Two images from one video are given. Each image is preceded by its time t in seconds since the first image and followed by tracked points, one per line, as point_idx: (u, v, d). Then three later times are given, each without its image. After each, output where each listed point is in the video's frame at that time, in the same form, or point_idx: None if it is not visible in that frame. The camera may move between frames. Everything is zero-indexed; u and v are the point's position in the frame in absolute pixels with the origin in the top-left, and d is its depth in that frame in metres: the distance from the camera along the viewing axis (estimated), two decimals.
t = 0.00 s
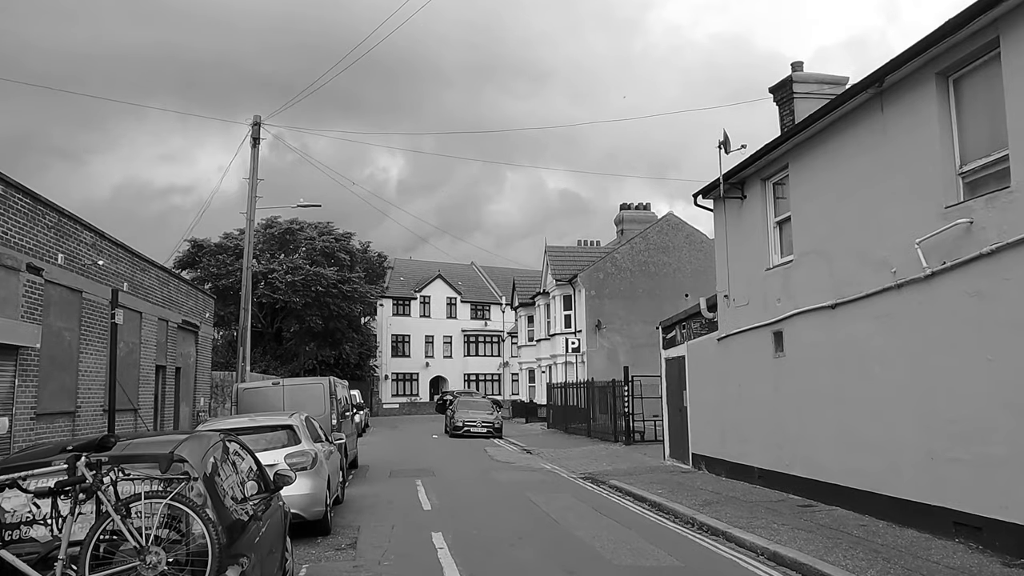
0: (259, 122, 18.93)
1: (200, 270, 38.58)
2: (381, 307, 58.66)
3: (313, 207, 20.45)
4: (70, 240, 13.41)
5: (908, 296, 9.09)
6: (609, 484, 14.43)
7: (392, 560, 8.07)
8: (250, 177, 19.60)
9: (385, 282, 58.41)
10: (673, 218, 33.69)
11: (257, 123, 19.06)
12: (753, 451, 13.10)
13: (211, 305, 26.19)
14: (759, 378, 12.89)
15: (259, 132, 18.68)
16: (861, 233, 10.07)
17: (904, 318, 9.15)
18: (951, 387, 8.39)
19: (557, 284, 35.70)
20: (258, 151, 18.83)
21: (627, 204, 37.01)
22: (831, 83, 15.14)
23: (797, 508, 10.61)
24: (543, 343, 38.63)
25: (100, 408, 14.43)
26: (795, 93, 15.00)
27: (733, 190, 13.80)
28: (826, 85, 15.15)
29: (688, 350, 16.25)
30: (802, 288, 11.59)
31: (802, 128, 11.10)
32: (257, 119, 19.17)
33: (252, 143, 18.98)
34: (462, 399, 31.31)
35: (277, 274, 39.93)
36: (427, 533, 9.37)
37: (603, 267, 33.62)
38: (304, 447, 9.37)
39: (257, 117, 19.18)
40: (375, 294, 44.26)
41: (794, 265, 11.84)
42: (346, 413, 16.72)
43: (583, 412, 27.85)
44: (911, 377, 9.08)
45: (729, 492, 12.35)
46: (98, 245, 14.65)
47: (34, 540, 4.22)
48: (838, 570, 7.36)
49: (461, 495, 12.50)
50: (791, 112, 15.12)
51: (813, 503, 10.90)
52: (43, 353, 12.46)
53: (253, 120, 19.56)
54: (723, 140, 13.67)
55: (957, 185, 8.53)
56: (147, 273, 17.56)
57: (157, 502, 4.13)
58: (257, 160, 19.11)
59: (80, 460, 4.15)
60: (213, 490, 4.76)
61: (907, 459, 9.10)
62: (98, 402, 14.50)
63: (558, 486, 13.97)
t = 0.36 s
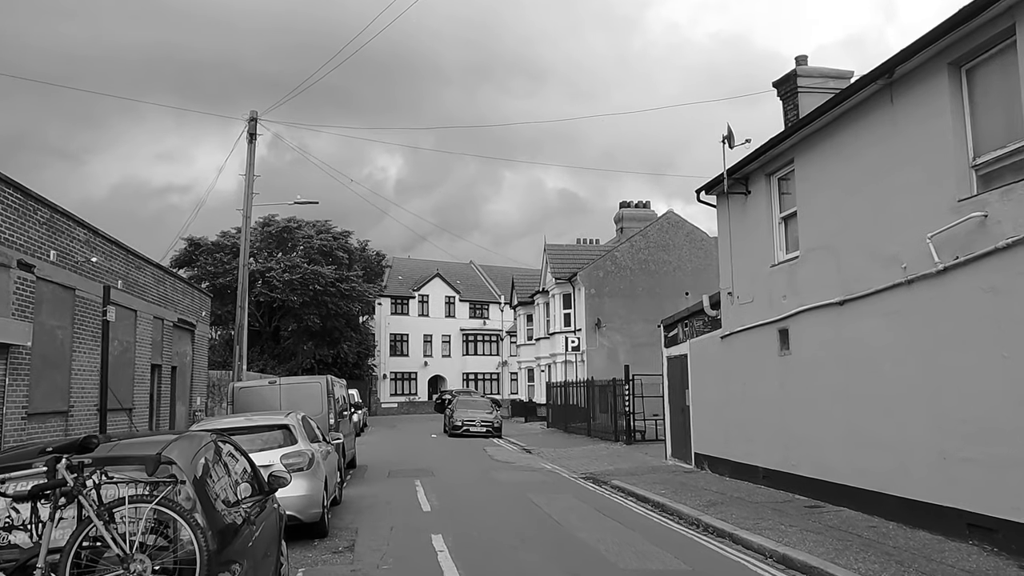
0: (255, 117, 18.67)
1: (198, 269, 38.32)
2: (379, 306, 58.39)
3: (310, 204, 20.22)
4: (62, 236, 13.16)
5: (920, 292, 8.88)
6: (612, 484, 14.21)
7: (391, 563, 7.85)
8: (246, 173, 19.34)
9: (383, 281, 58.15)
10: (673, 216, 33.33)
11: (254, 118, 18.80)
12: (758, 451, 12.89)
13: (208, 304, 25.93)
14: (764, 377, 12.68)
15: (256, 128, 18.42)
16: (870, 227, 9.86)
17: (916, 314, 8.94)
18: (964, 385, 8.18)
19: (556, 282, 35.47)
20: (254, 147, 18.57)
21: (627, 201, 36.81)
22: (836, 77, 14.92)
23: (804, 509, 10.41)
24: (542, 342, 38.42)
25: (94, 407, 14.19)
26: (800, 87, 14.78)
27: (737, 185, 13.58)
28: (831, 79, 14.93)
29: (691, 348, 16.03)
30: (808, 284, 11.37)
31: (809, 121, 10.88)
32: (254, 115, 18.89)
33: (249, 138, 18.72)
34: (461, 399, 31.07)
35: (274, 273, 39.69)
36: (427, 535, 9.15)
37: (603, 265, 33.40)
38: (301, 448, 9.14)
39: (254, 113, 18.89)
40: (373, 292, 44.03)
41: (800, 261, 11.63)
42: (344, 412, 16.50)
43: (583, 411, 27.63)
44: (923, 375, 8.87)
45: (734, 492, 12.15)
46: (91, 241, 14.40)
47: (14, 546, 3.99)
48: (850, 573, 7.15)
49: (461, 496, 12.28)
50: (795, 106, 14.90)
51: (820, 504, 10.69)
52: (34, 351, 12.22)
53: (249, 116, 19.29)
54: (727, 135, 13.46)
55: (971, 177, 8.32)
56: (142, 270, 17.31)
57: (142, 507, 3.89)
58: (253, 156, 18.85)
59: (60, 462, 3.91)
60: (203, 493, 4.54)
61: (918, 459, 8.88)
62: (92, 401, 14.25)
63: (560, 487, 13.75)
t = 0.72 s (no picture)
0: (251, 113, 18.41)
1: (194, 267, 38.04)
2: (377, 305, 58.10)
3: (307, 202, 19.95)
4: (54, 234, 12.90)
5: (932, 290, 8.67)
6: (614, 486, 13.98)
7: (391, 570, 7.61)
8: (242, 170, 19.07)
9: (381, 280, 57.87)
10: (674, 215, 33.29)
11: (250, 115, 18.53)
12: (763, 452, 12.68)
13: (204, 302, 25.63)
14: (769, 377, 12.47)
15: (252, 124, 18.15)
16: (880, 225, 9.65)
17: (929, 314, 8.73)
18: (979, 386, 7.98)
19: (555, 281, 35.23)
20: (250, 143, 18.31)
21: (626, 200, 36.64)
22: (841, 72, 14.70)
23: (812, 513, 10.19)
24: (541, 341, 38.20)
25: (87, 407, 13.94)
26: (805, 82, 14.57)
27: (742, 182, 13.37)
28: (836, 74, 14.72)
29: (693, 348, 15.80)
30: (815, 283, 11.16)
31: (816, 117, 10.67)
32: (250, 111, 18.60)
33: (245, 135, 18.45)
34: (460, 398, 30.84)
35: (271, 272, 39.41)
36: (426, 540, 8.92)
37: (602, 264, 33.21)
38: (297, 450, 8.91)
39: (250, 109, 18.60)
40: (370, 291, 43.77)
41: (806, 259, 11.42)
42: (342, 413, 16.27)
43: (583, 411, 27.40)
44: (936, 376, 8.66)
45: (739, 494, 11.94)
46: (84, 239, 14.14)
47: None
48: None
49: (462, 499, 12.04)
50: (800, 102, 14.69)
51: (828, 508, 10.48)
52: (25, 351, 11.97)
53: (245, 112, 19.00)
54: (731, 131, 13.24)
55: (985, 173, 8.10)
56: (136, 268, 17.04)
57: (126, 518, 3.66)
58: (249, 153, 18.58)
59: (39, 471, 3.66)
60: (193, 502, 4.31)
61: (931, 462, 8.68)
62: (84, 402, 14.00)
63: (561, 488, 13.53)
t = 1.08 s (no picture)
0: (249, 108, 18.16)
1: (192, 266, 37.80)
2: (376, 305, 57.85)
3: (305, 199, 19.72)
4: (48, 230, 12.66)
5: (947, 285, 8.47)
6: (617, 486, 13.77)
7: (392, 573, 7.39)
8: (240, 166, 18.81)
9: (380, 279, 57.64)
10: (674, 212, 33.02)
11: (247, 110, 18.28)
12: (769, 451, 12.48)
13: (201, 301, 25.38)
14: (776, 375, 12.26)
15: (249, 119, 17.90)
16: (891, 219, 9.44)
17: (943, 310, 8.53)
18: (996, 384, 7.78)
19: (556, 280, 35.00)
20: (247, 139, 18.06)
21: (627, 198, 36.43)
22: (847, 66, 14.49)
23: (821, 513, 9.99)
24: (541, 339, 37.98)
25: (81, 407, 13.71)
26: (810, 76, 14.36)
27: (747, 177, 13.15)
28: (842, 68, 14.50)
29: (697, 346, 15.59)
30: (823, 279, 10.95)
31: (825, 109, 10.46)
32: (247, 106, 18.35)
33: (242, 131, 18.19)
34: (460, 398, 30.61)
35: (270, 270, 39.16)
36: (428, 542, 8.70)
37: (603, 262, 32.99)
38: (296, 450, 8.69)
39: (247, 104, 18.35)
40: (369, 290, 43.53)
41: (814, 254, 11.22)
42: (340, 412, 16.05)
43: (584, 410, 27.18)
44: (950, 373, 8.46)
45: (746, 494, 11.74)
46: (78, 236, 13.90)
47: None
48: None
49: (463, 499, 11.83)
50: (805, 97, 14.48)
51: (838, 508, 10.28)
52: (18, 349, 11.75)
53: (242, 107, 18.74)
54: (736, 125, 13.03)
55: (1002, 164, 7.89)
56: (132, 266, 16.81)
57: (113, 523, 3.44)
58: (247, 148, 18.32)
59: (19, 473, 3.44)
60: (185, 505, 4.10)
61: (946, 461, 8.48)
62: (79, 401, 13.77)
63: (563, 489, 13.32)
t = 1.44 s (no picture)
0: (247, 103, 17.92)
1: (190, 264, 37.57)
2: (376, 304, 57.60)
3: (305, 196, 19.50)
4: (42, 226, 12.44)
5: (964, 280, 8.25)
6: (622, 487, 13.53)
7: None
8: (238, 162, 18.56)
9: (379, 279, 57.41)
10: (676, 211, 32.77)
11: (245, 105, 18.05)
12: (777, 451, 12.25)
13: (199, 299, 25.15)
14: (784, 374, 12.04)
15: (248, 115, 17.67)
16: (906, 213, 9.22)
17: (960, 306, 8.31)
18: (1016, 382, 7.56)
19: (557, 278, 34.78)
20: (246, 135, 17.83)
21: (628, 197, 36.24)
22: (856, 60, 14.27)
23: (832, 515, 9.76)
24: (542, 339, 37.75)
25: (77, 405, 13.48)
26: (818, 70, 14.14)
27: (755, 172, 12.92)
28: (850, 62, 14.28)
29: (702, 344, 15.36)
30: (834, 275, 10.73)
31: (837, 101, 10.23)
32: (246, 101, 18.11)
33: (241, 126, 17.96)
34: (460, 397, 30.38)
35: (269, 269, 38.92)
36: (431, 545, 8.46)
37: (604, 261, 32.77)
38: (295, 450, 8.46)
39: (246, 99, 18.12)
40: (369, 289, 43.30)
41: (825, 250, 10.99)
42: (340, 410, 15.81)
43: (586, 410, 26.96)
44: (967, 371, 8.24)
45: (754, 495, 11.51)
46: (74, 231, 13.67)
47: None
48: None
49: (466, 500, 11.61)
50: (813, 91, 14.26)
51: (849, 509, 10.05)
52: (12, 347, 11.52)
53: (241, 102, 18.50)
54: (744, 119, 12.81)
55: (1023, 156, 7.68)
56: (129, 263, 16.58)
57: (98, 528, 3.20)
58: (246, 144, 18.10)
59: None
60: (177, 507, 3.86)
61: (963, 462, 8.26)
62: (74, 400, 13.53)
63: (567, 489, 13.10)
